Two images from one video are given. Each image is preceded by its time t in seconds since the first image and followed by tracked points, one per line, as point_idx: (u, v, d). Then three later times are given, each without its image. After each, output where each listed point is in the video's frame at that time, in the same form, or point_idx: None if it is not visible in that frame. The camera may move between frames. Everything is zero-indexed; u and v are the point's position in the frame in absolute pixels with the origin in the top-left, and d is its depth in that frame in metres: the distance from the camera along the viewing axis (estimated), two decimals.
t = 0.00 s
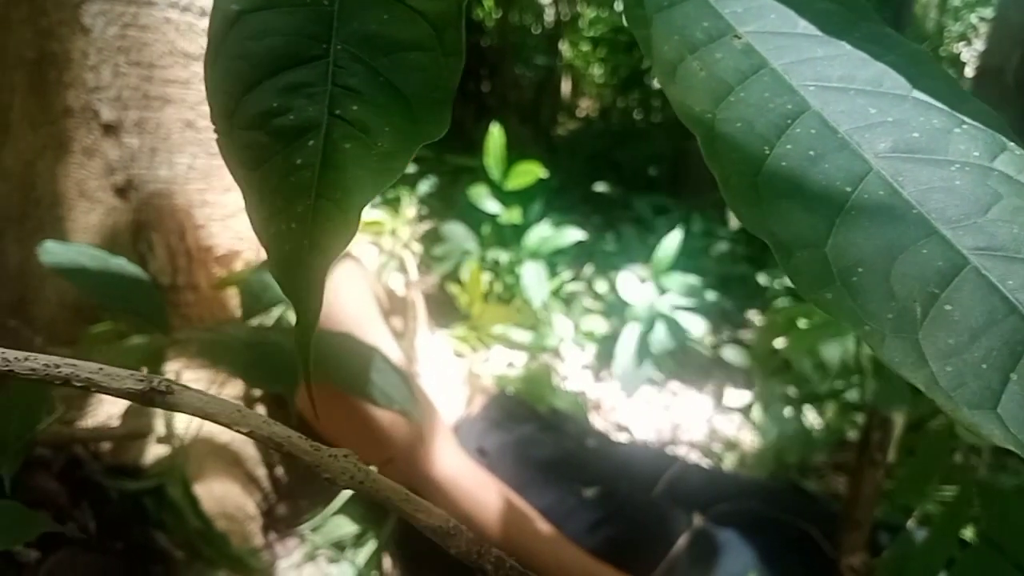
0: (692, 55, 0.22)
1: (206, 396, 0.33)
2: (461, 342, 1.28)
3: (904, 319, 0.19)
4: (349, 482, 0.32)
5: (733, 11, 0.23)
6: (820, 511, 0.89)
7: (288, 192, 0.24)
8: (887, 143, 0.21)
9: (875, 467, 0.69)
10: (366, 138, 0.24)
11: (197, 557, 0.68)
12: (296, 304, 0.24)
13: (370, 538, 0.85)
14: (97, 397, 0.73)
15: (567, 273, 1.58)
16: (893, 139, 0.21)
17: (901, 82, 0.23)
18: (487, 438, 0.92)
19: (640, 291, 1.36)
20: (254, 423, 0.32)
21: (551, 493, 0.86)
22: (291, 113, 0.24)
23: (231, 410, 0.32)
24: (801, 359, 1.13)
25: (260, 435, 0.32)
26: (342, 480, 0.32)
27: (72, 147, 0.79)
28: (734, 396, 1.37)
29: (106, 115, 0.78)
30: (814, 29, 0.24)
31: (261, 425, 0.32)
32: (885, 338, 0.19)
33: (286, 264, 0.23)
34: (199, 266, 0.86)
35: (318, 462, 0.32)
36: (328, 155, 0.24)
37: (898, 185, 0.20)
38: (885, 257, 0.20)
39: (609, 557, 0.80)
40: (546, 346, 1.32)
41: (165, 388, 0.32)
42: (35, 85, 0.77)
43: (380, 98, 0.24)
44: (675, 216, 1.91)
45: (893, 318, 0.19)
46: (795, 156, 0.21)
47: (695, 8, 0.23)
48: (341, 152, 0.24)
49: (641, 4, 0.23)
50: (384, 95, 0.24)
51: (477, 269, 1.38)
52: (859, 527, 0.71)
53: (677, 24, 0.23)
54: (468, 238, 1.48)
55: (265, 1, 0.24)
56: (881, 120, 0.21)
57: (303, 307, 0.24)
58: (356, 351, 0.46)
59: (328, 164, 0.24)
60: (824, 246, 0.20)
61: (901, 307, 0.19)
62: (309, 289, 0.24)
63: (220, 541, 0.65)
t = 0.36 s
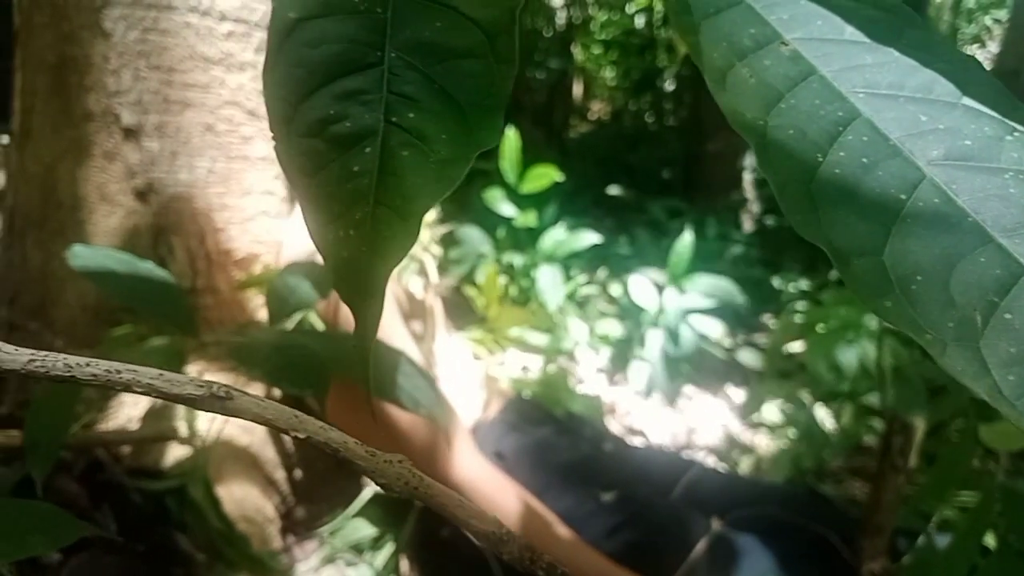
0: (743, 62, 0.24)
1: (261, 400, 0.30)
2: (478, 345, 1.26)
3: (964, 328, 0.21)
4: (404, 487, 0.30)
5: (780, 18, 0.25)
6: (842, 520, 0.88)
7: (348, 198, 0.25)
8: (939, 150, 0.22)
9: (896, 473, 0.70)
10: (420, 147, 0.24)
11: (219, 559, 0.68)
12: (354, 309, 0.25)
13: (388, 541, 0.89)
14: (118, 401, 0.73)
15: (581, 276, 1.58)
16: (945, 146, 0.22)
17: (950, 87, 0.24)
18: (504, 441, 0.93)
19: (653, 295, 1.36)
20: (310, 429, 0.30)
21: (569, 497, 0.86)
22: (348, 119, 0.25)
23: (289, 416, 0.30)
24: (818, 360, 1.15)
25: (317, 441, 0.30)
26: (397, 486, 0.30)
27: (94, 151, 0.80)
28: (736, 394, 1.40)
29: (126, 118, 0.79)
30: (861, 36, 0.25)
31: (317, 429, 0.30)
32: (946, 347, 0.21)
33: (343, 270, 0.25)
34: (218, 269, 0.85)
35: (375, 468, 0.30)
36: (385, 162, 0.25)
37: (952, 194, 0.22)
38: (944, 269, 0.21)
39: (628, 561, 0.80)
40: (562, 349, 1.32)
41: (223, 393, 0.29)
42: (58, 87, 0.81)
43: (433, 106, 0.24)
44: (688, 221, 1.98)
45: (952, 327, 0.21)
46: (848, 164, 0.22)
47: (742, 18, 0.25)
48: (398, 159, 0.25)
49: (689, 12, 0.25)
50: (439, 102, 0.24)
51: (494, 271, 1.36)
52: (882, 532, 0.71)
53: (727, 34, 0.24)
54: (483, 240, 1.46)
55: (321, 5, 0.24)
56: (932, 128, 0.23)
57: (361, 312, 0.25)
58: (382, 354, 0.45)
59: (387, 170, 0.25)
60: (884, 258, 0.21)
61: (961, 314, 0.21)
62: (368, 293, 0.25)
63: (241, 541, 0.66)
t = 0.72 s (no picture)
0: (782, 68, 0.20)
1: (305, 405, 0.25)
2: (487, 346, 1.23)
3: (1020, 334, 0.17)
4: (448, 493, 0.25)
5: (818, 24, 0.21)
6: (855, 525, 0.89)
7: (391, 209, 0.22)
8: (982, 156, 0.19)
9: (909, 476, 0.72)
10: (468, 155, 0.22)
11: (230, 562, 0.68)
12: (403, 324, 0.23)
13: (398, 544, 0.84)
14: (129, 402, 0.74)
15: (588, 279, 1.58)
16: (988, 152, 0.19)
17: (991, 94, 0.21)
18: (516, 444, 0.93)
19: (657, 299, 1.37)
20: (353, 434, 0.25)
21: (580, 500, 0.86)
22: (392, 127, 0.22)
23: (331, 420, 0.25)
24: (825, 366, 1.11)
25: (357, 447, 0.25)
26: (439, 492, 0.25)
27: (104, 154, 0.80)
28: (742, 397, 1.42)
29: (137, 122, 0.79)
30: (901, 43, 0.21)
31: (358, 434, 0.25)
32: (1000, 352, 0.17)
33: (390, 282, 0.22)
34: (227, 272, 0.84)
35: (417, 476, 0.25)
36: (430, 168, 0.22)
37: (997, 199, 0.19)
38: (995, 272, 0.18)
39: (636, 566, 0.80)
40: (571, 351, 1.32)
41: (267, 399, 0.24)
42: (67, 90, 0.80)
43: (480, 112, 0.22)
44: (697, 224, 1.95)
45: (1008, 333, 0.17)
46: (891, 167, 0.19)
47: (778, 21, 0.21)
48: (442, 167, 0.22)
49: (725, 15, 0.21)
50: (486, 109, 0.22)
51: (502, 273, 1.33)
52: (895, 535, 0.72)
53: (766, 36, 0.20)
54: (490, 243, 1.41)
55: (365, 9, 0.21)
56: (975, 133, 0.20)
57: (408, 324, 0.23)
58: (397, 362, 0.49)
59: (430, 178, 0.22)
60: (930, 259, 0.18)
61: (1015, 320, 0.17)
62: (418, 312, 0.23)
63: (251, 546, 0.66)
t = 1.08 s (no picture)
0: (824, 64, 0.17)
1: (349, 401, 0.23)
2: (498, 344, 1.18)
3: None
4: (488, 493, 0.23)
5: (856, 20, 0.17)
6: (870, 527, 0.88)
7: (437, 206, 0.18)
8: None
9: (920, 477, 0.73)
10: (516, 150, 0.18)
11: (242, 559, 0.68)
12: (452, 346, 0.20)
13: (408, 541, 0.84)
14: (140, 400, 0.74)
15: (595, 278, 1.58)
16: None
17: None
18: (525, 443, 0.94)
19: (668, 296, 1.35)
20: (398, 429, 0.23)
21: (591, 498, 0.86)
22: (436, 122, 0.18)
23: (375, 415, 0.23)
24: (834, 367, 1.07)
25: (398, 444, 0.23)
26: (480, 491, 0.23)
27: (114, 153, 0.80)
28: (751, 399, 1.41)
29: (148, 121, 0.79)
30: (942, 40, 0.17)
31: (403, 431, 0.23)
32: None
33: (442, 293, 0.19)
34: (238, 270, 0.85)
35: (460, 471, 0.23)
36: (477, 164, 0.18)
37: None
38: None
39: (649, 563, 0.79)
40: (581, 349, 1.27)
41: (312, 393, 0.23)
42: (79, 87, 0.80)
43: (527, 107, 0.18)
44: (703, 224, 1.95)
45: None
46: (937, 162, 0.16)
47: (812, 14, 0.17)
48: (488, 164, 0.19)
49: None
50: (533, 104, 0.18)
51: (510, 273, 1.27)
52: (905, 536, 0.73)
53: (803, 31, 0.17)
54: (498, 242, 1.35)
55: (407, 3, 0.17)
56: None
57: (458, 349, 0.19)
58: (415, 358, 0.51)
59: (477, 174, 0.19)
60: (983, 253, 0.15)
61: None
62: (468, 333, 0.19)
63: (263, 542, 0.66)
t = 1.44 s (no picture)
0: (874, 58, 0.17)
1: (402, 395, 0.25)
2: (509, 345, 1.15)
3: None
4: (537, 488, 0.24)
5: (903, 15, 0.18)
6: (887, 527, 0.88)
7: (487, 196, 0.20)
8: None
9: (935, 478, 0.73)
10: (570, 140, 0.20)
11: (254, 561, 0.67)
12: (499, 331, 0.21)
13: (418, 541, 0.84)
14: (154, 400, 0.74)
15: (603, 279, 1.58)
16: None
17: None
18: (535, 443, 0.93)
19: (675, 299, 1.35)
20: (449, 423, 0.24)
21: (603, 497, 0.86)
22: (488, 115, 0.20)
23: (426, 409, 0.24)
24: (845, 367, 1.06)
25: (450, 438, 0.24)
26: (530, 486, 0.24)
27: (127, 152, 0.78)
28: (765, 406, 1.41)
29: (161, 120, 0.78)
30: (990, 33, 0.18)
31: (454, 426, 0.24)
32: None
33: (501, 264, 0.20)
34: (250, 269, 0.84)
35: (510, 466, 0.24)
36: (529, 156, 0.20)
37: None
38: None
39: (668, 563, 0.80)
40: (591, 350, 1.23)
41: (366, 387, 0.23)
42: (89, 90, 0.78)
43: (579, 100, 0.20)
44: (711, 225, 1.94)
45: None
46: (992, 158, 0.16)
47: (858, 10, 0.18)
48: (544, 156, 0.20)
49: None
50: (583, 96, 0.20)
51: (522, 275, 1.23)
52: (920, 537, 0.72)
53: (851, 25, 0.17)
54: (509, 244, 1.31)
55: None
56: None
57: (513, 331, 0.20)
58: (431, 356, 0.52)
59: (532, 166, 0.20)
60: None
61: None
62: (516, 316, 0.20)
63: (276, 543, 0.65)
